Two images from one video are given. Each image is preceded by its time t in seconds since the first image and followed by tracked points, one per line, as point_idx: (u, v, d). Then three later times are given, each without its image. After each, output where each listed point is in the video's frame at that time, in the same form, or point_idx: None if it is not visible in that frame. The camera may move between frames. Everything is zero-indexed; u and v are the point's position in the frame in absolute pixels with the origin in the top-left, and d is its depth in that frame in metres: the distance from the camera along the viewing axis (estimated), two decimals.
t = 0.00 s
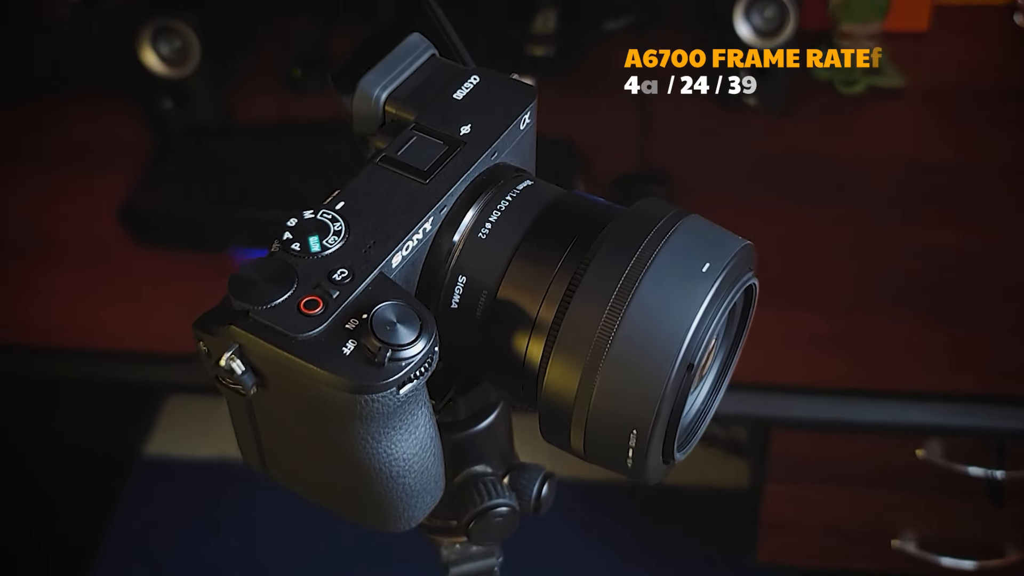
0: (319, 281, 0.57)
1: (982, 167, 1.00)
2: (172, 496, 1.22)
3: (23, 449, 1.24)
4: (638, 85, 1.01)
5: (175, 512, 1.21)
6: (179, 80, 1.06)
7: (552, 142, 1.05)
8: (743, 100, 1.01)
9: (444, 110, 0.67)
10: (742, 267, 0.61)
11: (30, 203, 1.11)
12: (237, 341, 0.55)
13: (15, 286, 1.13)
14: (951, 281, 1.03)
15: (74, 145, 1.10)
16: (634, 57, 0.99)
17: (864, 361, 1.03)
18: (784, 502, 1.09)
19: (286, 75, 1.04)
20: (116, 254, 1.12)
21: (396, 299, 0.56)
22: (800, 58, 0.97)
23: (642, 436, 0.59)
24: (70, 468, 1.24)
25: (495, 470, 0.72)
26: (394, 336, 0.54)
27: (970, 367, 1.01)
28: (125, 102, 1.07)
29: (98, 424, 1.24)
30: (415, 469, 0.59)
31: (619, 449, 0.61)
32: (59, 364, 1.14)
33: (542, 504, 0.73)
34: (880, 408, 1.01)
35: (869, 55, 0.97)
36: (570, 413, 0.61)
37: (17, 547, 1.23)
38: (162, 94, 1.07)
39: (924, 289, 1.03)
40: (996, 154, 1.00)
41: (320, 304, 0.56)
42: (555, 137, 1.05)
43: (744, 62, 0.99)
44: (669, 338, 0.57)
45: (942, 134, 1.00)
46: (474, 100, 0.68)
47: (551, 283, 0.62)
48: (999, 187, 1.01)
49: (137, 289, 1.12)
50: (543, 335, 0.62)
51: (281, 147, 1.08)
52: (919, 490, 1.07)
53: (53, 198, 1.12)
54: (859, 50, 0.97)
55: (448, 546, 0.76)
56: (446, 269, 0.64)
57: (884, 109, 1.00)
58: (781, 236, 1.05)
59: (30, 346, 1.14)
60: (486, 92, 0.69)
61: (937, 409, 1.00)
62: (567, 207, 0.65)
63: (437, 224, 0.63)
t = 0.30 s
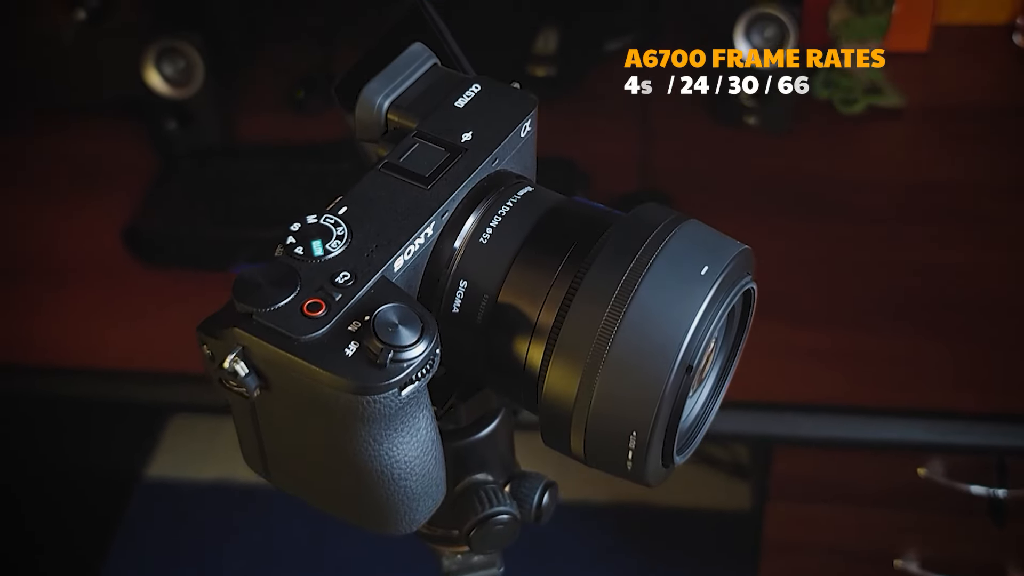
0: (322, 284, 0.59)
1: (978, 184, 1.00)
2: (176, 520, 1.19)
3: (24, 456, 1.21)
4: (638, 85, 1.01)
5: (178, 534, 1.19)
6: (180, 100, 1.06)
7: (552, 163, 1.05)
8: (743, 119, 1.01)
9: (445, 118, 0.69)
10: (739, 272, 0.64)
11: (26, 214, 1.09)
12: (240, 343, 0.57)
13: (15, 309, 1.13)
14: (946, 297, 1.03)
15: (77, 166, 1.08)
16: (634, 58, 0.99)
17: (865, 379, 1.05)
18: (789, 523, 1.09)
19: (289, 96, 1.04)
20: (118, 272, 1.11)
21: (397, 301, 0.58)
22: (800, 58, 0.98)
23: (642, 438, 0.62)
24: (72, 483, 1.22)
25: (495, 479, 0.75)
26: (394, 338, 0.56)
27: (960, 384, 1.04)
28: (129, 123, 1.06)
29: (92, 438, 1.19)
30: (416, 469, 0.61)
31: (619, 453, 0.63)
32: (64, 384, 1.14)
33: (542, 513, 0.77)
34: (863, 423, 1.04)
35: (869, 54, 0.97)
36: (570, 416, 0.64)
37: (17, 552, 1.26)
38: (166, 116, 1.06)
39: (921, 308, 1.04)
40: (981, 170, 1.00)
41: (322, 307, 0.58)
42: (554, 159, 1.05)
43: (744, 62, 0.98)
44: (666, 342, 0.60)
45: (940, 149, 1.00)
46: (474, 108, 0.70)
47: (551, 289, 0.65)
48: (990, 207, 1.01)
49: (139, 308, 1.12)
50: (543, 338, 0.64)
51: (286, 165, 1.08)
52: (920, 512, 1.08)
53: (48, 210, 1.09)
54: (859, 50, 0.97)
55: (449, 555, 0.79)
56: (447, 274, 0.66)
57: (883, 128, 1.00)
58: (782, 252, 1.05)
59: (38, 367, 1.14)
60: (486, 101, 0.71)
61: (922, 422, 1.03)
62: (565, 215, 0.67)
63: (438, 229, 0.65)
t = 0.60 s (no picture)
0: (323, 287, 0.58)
1: (979, 201, 1.03)
2: (176, 541, 1.20)
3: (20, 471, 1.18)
4: (639, 85, 1.13)
5: (179, 552, 1.19)
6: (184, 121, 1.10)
7: (553, 179, 1.06)
8: (743, 137, 1.09)
9: (445, 124, 0.67)
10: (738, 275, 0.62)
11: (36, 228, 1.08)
12: (244, 343, 0.55)
13: (15, 322, 1.02)
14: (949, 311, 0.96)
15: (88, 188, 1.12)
16: (634, 57, 1.11)
17: (863, 397, 0.92)
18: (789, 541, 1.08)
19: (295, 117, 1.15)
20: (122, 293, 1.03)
21: (400, 303, 0.57)
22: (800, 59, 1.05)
23: (642, 439, 0.59)
24: (74, 501, 1.19)
25: (497, 486, 0.72)
26: (397, 339, 0.54)
27: (969, 399, 0.91)
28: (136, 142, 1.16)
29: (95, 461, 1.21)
30: (418, 473, 0.59)
31: (618, 454, 0.61)
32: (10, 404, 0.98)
33: (544, 521, 0.73)
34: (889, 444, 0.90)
35: (869, 54, 1.08)
36: (569, 419, 0.62)
37: (17, 550, 1.16)
38: (170, 134, 1.11)
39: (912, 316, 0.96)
40: (975, 188, 1.04)
41: (324, 308, 0.56)
42: (555, 176, 1.06)
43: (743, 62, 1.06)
44: (667, 342, 0.58)
45: (925, 166, 1.06)
46: (478, 115, 0.68)
47: (551, 291, 0.63)
48: (991, 221, 1.02)
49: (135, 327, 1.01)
50: (544, 342, 0.62)
51: (289, 184, 1.08)
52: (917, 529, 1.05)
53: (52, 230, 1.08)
54: (860, 50, 1.08)
55: (449, 566, 0.75)
56: (449, 278, 0.65)
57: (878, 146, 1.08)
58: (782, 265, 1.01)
59: None
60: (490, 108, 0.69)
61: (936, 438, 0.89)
62: (566, 218, 0.66)
63: (441, 233, 0.64)
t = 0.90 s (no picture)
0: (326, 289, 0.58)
1: (981, 220, 1.03)
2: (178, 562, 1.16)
3: (22, 488, 1.20)
4: (638, 84, 1.10)
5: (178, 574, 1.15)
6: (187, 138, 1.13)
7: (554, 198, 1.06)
8: (744, 156, 1.10)
9: (448, 131, 0.67)
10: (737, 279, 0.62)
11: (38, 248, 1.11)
12: (248, 346, 0.56)
13: (17, 345, 1.08)
14: (948, 329, 0.98)
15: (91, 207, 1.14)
16: (634, 57, 1.07)
17: (863, 413, 0.95)
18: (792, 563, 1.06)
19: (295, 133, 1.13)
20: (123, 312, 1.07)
21: (402, 305, 0.57)
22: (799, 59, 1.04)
23: (642, 441, 0.59)
24: (75, 518, 1.19)
25: (499, 493, 0.72)
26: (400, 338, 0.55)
27: (969, 416, 0.94)
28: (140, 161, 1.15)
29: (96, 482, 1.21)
30: (420, 475, 0.59)
31: (618, 456, 0.61)
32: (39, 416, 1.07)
33: (545, 529, 0.73)
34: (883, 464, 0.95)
35: (869, 55, 1.04)
36: (570, 422, 0.61)
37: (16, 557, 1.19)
38: (173, 152, 1.14)
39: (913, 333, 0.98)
40: (979, 207, 1.04)
41: (328, 309, 0.56)
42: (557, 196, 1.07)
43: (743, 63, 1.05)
44: (666, 343, 0.58)
45: (928, 185, 1.06)
46: (480, 121, 0.68)
47: (551, 294, 0.62)
48: (992, 240, 1.02)
49: (138, 344, 1.05)
50: (544, 346, 0.62)
51: (293, 202, 1.09)
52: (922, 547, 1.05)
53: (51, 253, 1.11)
54: (859, 51, 1.04)
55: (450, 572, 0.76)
56: (451, 282, 0.64)
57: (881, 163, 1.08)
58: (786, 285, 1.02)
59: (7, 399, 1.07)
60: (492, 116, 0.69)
61: (938, 459, 0.94)
62: (566, 223, 0.65)
63: (443, 237, 0.64)
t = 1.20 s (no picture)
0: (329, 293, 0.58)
1: (980, 236, 1.04)
2: None
3: (25, 502, 1.17)
4: (638, 84, 1.13)
5: None
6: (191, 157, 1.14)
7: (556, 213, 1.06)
8: (744, 173, 1.10)
9: (449, 139, 0.67)
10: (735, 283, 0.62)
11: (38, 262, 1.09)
12: (251, 348, 0.56)
13: (17, 362, 1.03)
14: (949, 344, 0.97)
15: (95, 221, 1.13)
16: (634, 57, 1.10)
17: (861, 430, 0.92)
18: None
19: (298, 152, 1.16)
20: (129, 326, 1.04)
21: (405, 309, 0.57)
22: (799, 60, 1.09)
23: (642, 444, 0.59)
24: (81, 534, 1.17)
25: (499, 501, 0.71)
26: (402, 343, 0.55)
27: (968, 434, 0.92)
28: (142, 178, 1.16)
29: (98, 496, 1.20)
30: (421, 477, 0.59)
31: (618, 459, 0.61)
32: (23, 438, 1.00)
33: (546, 537, 0.72)
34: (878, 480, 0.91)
35: (869, 55, 1.07)
36: (570, 427, 0.62)
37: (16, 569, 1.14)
38: (176, 170, 1.14)
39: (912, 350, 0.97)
40: (976, 225, 1.04)
41: (331, 313, 0.56)
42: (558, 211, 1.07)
43: (743, 62, 1.08)
44: (667, 346, 0.58)
45: (926, 203, 1.07)
46: (482, 130, 0.68)
47: (552, 300, 0.63)
48: (991, 256, 1.02)
49: (141, 362, 1.01)
50: (544, 351, 0.63)
51: (295, 217, 1.09)
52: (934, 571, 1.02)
53: (55, 266, 1.09)
54: (859, 51, 1.08)
55: None
56: (452, 288, 0.65)
57: (880, 183, 1.09)
58: (785, 299, 1.01)
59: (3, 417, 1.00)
60: (493, 126, 0.69)
61: (935, 476, 0.90)
62: (565, 231, 0.66)
63: (445, 243, 0.64)
